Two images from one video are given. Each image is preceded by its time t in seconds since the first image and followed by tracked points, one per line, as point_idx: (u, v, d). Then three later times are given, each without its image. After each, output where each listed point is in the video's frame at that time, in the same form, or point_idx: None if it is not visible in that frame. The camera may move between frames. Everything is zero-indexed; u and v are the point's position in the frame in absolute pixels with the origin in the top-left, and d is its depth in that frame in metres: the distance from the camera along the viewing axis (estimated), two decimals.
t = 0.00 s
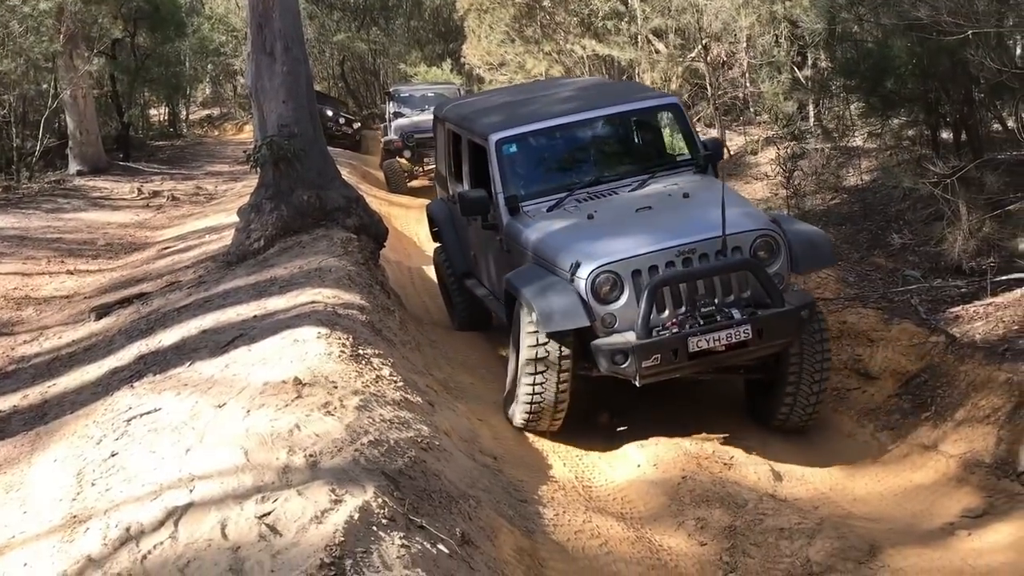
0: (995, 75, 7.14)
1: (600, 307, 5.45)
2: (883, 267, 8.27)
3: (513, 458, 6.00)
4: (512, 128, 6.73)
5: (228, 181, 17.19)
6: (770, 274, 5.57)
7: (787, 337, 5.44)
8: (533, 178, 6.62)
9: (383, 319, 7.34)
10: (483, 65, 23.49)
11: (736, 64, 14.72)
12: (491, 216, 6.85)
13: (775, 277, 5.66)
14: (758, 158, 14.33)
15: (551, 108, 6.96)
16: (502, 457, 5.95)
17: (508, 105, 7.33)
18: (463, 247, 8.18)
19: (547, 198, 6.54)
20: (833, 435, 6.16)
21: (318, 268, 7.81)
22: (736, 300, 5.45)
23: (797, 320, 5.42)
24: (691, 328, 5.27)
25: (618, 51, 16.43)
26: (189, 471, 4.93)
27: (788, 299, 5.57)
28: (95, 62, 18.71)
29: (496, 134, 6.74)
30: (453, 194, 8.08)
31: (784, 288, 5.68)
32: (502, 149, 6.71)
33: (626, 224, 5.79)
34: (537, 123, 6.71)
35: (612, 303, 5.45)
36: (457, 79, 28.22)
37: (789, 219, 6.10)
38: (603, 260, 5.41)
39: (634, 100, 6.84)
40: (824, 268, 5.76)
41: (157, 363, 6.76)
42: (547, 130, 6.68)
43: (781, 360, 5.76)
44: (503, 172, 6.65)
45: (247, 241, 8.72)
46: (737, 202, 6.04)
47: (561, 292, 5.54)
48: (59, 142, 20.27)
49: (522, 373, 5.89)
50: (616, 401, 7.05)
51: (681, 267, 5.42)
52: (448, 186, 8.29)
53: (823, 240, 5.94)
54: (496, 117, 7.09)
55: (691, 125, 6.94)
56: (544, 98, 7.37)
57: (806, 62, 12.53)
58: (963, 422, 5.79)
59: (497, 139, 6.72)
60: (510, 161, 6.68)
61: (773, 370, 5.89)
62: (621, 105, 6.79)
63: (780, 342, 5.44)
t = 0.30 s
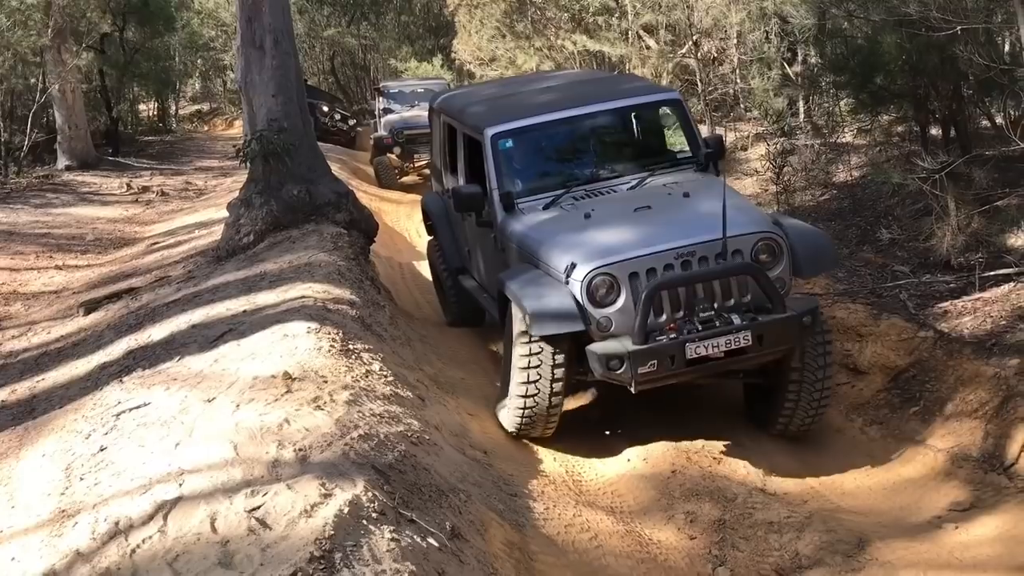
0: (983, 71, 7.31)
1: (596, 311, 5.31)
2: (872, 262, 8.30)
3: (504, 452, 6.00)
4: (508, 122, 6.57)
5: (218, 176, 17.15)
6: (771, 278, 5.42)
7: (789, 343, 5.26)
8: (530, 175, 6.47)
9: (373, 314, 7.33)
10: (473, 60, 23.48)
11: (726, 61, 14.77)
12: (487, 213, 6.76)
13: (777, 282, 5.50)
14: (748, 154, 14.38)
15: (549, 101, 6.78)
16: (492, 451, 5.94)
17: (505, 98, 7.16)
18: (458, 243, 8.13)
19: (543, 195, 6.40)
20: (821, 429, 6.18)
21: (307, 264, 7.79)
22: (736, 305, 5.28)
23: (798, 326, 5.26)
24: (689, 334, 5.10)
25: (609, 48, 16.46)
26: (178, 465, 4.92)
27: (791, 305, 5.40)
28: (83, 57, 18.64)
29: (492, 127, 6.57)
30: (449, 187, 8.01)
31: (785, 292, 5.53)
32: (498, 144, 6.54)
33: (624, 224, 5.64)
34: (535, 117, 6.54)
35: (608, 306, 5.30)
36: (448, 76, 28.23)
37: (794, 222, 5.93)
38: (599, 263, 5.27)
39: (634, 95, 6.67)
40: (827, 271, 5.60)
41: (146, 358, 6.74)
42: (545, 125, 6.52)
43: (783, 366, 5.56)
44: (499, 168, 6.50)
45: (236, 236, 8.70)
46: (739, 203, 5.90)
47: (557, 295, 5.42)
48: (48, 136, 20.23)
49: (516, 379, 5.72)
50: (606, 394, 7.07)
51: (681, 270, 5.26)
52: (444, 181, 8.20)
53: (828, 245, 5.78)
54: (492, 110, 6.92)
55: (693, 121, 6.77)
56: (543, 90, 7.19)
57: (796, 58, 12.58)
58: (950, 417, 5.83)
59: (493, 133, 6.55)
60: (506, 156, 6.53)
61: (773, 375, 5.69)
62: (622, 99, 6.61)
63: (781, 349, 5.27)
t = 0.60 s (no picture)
0: (968, 68, 7.43)
1: (590, 317, 5.16)
2: (857, 258, 8.34)
3: (490, 447, 5.99)
4: (506, 116, 6.40)
5: (204, 170, 17.09)
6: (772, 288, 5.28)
7: (789, 357, 5.10)
8: (526, 171, 6.30)
9: (359, 309, 7.31)
10: (460, 55, 23.42)
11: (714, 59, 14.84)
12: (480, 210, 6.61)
13: (778, 292, 5.36)
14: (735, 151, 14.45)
15: (549, 96, 6.60)
16: (478, 446, 5.94)
17: (503, 92, 6.99)
18: (450, 238, 8.06)
19: (539, 193, 6.23)
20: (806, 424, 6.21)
21: (293, 258, 7.77)
22: (735, 315, 5.14)
23: (799, 338, 5.08)
24: (685, 344, 4.94)
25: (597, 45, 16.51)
26: (163, 460, 4.90)
27: (793, 317, 5.22)
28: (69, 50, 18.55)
29: (487, 121, 6.41)
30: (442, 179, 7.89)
31: (786, 303, 5.38)
32: (495, 139, 6.37)
33: (622, 228, 5.49)
34: (533, 112, 6.38)
35: (602, 314, 5.17)
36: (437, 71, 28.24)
37: (798, 230, 5.79)
38: (594, 266, 5.12)
39: (637, 92, 6.48)
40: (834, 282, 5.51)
41: (130, 353, 6.71)
42: (544, 120, 6.35)
43: (783, 377, 5.39)
44: (494, 163, 6.33)
45: (222, 230, 8.68)
46: (742, 208, 5.75)
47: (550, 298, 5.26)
48: (32, 129, 20.09)
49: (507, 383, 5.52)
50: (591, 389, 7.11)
51: (679, 278, 5.14)
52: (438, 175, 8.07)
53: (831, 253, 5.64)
54: (489, 104, 6.76)
55: (697, 120, 6.56)
56: (542, 84, 7.00)
57: (783, 56, 12.64)
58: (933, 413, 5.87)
59: (489, 128, 6.38)
60: (502, 150, 6.35)
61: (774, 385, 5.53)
62: (624, 96, 6.42)
63: (781, 362, 5.11)
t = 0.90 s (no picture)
0: (949, 66, 7.48)
1: (581, 326, 5.01)
2: (838, 254, 8.38)
3: (472, 444, 5.98)
4: (501, 111, 6.24)
5: (187, 166, 17.01)
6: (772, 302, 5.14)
7: (786, 374, 4.98)
8: (520, 169, 6.16)
9: (341, 305, 7.28)
10: (444, 51, 23.38)
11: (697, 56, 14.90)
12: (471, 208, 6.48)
13: (777, 306, 5.21)
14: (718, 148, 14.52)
15: (546, 92, 6.45)
16: (460, 443, 5.93)
17: (498, 86, 6.84)
18: (439, 234, 8.01)
19: (533, 192, 6.12)
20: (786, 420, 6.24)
21: (275, 254, 7.74)
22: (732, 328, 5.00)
23: (798, 355, 4.95)
24: (679, 357, 4.82)
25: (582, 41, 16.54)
26: (142, 456, 4.87)
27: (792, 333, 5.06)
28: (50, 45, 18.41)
29: (482, 116, 6.26)
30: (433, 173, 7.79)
31: (784, 317, 5.24)
32: (489, 134, 6.22)
33: (619, 234, 5.35)
34: (530, 109, 6.24)
35: (594, 323, 5.01)
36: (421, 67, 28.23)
37: (801, 242, 5.63)
38: (589, 274, 4.97)
39: (638, 91, 6.34)
40: (832, 301, 5.30)
41: (110, 349, 6.66)
42: (540, 117, 6.21)
43: (781, 394, 5.26)
44: (488, 160, 6.19)
45: (203, 226, 8.63)
46: (743, 215, 5.61)
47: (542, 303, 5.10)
48: (13, 124, 19.95)
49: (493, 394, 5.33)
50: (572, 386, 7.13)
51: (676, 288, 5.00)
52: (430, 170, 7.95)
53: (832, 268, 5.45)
54: (484, 99, 6.60)
55: (698, 122, 6.44)
56: (539, 80, 6.85)
57: (766, 53, 12.68)
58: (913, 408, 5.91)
59: (484, 123, 6.23)
60: (495, 147, 6.21)
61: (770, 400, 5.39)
62: (624, 95, 6.29)
63: (777, 379, 4.99)
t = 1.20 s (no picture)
0: (924, 61, 7.44)
1: (575, 331, 4.94)
2: (816, 247, 8.43)
3: (452, 439, 5.98)
4: (499, 107, 6.20)
5: (168, 165, 16.93)
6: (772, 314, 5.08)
7: (784, 389, 4.93)
8: (516, 165, 6.14)
9: (321, 301, 7.27)
10: (426, 47, 23.37)
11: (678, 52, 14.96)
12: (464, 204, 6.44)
13: (777, 319, 5.14)
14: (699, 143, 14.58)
15: (545, 89, 6.41)
16: (441, 438, 5.93)
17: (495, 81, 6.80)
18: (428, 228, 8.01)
19: (528, 190, 6.09)
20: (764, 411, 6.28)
21: (256, 251, 7.72)
22: (730, 340, 4.96)
23: (797, 370, 4.89)
24: (676, 367, 4.76)
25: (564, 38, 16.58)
26: (119, 452, 4.85)
27: (793, 346, 5.01)
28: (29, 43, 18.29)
29: (479, 110, 6.22)
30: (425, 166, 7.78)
31: (785, 330, 5.18)
32: (486, 128, 6.18)
33: (618, 238, 5.30)
34: (528, 105, 6.21)
35: (589, 329, 4.95)
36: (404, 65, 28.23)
37: (802, 254, 5.54)
38: (586, 278, 4.92)
39: (639, 91, 6.31)
40: (831, 313, 5.17)
41: (89, 347, 6.63)
42: (538, 114, 6.18)
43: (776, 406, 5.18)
44: (483, 155, 6.15)
45: (183, 224, 8.60)
46: (745, 222, 5.56)
47: (535, 305, 5.04)
48: None
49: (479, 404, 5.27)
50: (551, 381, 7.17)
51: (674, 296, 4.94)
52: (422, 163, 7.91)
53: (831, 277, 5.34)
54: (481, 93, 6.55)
55: (699, 125, 6.41)
56: (539, 77, 6.81)
57: (746, 49, 12.74)
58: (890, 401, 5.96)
59: (481, 117, 6.19)
60: (491, 141, 6.17)
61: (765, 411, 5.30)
62: (625, 95, 6.25)
63: (774, 393, 4.93)
